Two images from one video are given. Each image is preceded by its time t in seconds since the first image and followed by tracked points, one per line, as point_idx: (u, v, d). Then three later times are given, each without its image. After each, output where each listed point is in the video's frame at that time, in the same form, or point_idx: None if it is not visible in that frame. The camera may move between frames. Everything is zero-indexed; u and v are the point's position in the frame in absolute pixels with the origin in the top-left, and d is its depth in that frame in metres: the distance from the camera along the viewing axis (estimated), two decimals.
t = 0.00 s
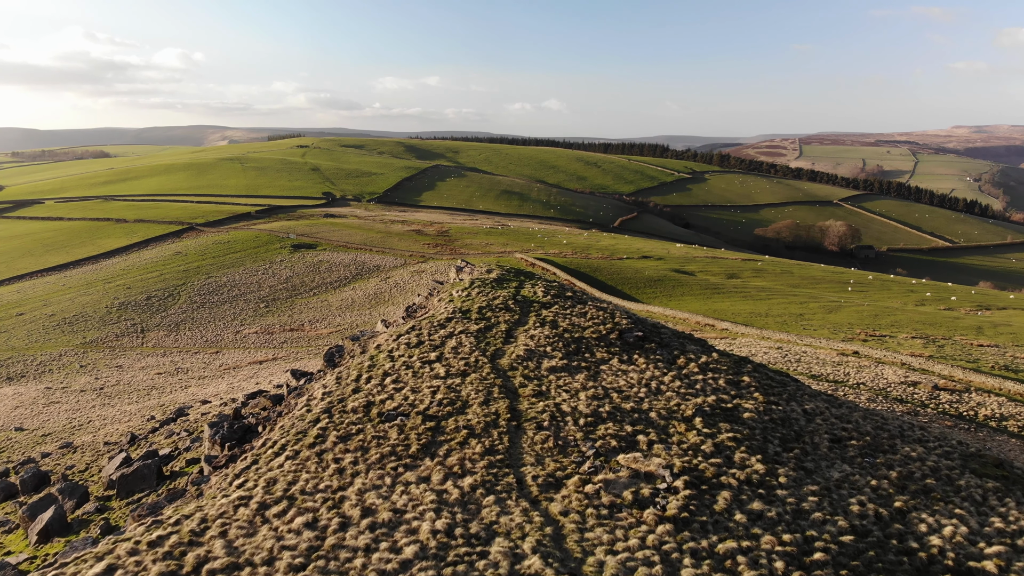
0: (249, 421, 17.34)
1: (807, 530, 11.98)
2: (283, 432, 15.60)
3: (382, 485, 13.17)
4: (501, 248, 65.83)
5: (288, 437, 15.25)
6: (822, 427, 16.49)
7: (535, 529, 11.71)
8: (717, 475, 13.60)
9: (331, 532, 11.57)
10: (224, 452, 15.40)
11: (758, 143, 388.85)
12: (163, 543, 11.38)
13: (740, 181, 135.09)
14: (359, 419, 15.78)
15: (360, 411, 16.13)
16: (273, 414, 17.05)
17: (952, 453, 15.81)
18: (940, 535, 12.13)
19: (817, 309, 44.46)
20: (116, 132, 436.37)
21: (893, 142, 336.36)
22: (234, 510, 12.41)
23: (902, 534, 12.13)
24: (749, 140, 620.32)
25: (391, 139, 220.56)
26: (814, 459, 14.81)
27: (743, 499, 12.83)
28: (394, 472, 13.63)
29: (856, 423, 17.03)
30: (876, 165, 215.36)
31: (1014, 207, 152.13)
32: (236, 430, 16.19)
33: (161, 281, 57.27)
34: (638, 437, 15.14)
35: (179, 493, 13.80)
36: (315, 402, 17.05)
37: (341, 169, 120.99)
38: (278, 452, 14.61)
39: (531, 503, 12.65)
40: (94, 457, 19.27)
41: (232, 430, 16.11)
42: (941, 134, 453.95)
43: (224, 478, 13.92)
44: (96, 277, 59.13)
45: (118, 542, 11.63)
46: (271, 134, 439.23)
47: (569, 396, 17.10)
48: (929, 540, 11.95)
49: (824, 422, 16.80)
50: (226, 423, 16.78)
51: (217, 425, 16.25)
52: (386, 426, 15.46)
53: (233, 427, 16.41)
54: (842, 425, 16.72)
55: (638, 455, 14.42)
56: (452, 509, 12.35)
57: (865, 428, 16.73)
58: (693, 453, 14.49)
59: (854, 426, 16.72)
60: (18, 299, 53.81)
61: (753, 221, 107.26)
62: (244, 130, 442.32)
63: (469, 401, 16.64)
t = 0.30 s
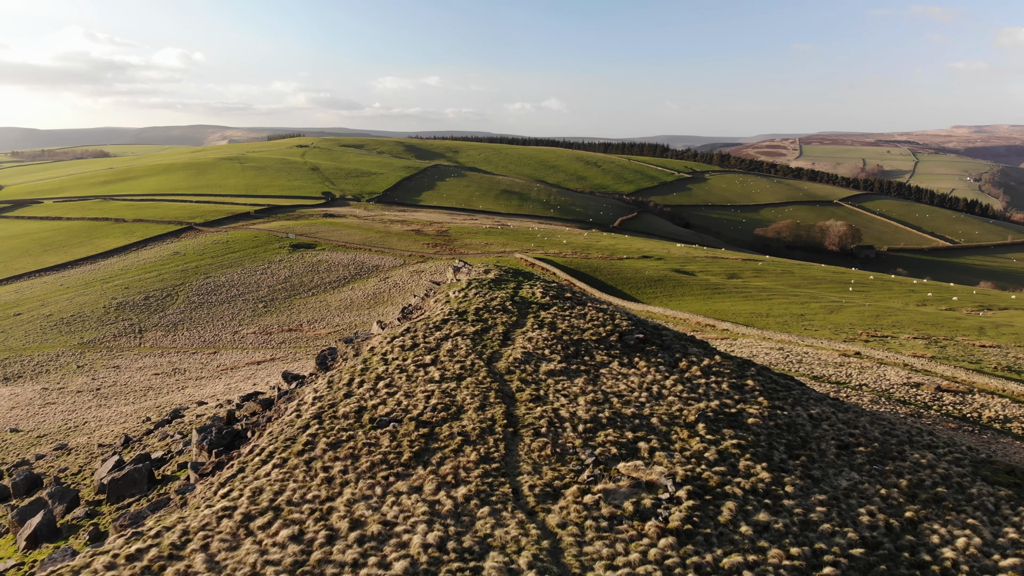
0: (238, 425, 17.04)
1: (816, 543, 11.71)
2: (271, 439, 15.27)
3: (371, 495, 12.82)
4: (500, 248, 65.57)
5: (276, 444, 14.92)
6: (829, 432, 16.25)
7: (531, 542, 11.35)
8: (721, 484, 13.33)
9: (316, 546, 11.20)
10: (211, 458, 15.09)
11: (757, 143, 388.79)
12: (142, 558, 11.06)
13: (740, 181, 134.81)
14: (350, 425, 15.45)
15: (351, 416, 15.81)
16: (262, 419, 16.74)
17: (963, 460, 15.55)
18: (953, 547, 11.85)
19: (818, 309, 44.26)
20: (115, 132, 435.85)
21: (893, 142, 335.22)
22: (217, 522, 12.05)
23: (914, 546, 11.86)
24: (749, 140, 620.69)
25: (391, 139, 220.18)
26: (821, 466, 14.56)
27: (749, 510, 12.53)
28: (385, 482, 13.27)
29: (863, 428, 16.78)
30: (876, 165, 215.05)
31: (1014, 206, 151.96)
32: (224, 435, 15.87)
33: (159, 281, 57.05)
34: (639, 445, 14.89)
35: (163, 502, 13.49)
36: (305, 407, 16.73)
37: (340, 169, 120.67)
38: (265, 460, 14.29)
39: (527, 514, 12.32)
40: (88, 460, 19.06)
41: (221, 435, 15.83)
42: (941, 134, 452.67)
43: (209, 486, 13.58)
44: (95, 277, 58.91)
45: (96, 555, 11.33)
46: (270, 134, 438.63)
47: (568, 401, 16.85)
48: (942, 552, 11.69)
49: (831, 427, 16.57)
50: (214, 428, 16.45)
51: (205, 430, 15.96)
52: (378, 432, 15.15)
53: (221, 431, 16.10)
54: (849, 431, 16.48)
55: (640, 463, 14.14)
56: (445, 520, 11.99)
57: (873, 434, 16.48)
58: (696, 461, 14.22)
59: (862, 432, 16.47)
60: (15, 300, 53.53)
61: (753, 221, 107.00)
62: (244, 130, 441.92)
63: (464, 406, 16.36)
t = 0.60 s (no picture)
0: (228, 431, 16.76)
1: (827, 556, 11.43)
2: (259, 445, 14.96)
3: (362, 506, 12.48)
4: (500, 248, 65.27)
5: (265, 450, 14.60)
6: (837, 438, 16.00)
7: (528, 556, 11.02)
8: (727, 494, 13.04)
9: (303, 561, 10.86)
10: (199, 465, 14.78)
11: (757, 143, 388.36)
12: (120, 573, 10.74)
13: (740, 181, 134.51)
14: (342, 431, 15.15)
15: (343, 422, 15.51)
16: (252, 424, 16.43)
17: (974, 466, 15.31)
18: (969, 560, 11.58)
19: (819, 309, 44.00)
20: (115, 132, 435.46)
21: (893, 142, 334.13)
22: (200, 535, 11.72)
23: (928, 559, 11.59)
24: (749, 139, 620.23)
25: (392, 139, 219.74)
26: (830, 474, 14.31)
27: (756, 521, 12.25)
28: (376, 492, 12.93)
29: (872, 434, 16.54)
30: (877, 165, 214.68)
31: (1014, 206, 151.63)
32: (212, 441, 15.56)
33: (157, 281, 56.81)
34: (641, 452, 14.58)
35: (147, 511, 13.20)
36: (296, 411, 16.43)
37: (340, 168, 120.37)
38: (252, 468, 13.97)
39: (526, 527, 11.99)
40: (82, 462, 18.84)
41: (209, 440, 15.52)
42: (941, 134, 452.22)
43: (193, 495, 13.24)
44: (93, 277, 58.67)
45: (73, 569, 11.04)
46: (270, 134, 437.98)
47: (567, 406, 16.57)
48: (957, 565, 11.42)
49: (840, 433, 16.32)
50: (202, 433, 16.15)
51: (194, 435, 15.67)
52: (370, 439, 14.84)
53: (210, 437, 15.80)
54: (858, 436, 16.25)
55: (641, 471, 13.85)
56: (438, 533, 11.66)
57: (882, 439, 16.23)
58: (700, 469, 13.95)
59: (871, 437, 16.23)
60: (13, 300, 53.29)
61: (753, 221, 106.73)
62: (243, 129, 441.44)
63: (459, 410, 16.09)
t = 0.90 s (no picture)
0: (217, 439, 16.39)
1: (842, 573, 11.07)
2: (247, 455, 14.56)
3: (352, 520, 12.03)
4: (500, 248, 65.05)
5: (252, 461, 14.20)
6: (848, 447, 15.76)
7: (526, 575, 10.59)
8: (736, 507, 12.67)
9: None
10: (185, 475, 14.38)
11: (757, 143, 388.08)
12: None
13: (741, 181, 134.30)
14: (334, 441, 14.76)
15: (335, 431, 15.14)
16: (241, 432, 16.05)
17: (989, 475, 15.02)
18: None
19: (821, 310, 43.76)
20: (115, 132, 435.30)
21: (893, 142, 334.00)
22: (181, 551, 11.28)
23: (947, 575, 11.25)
24: (749, 140, 620.60)
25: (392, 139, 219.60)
26: (842, 486, 14.01)
27: (767, 537, 11.86)
28: (368, 505, 12.49)
29: (884, 442, 16.26)
30: (876, 165, 214.55)
31: (1014, 206, 151.52)
32: (200, 450, 15.18)
33: (156, 281, 56.54)
34: (646, 462, 14.19)
35: (129, 524, 12.86)
36: (286, 420, 16.06)
37: (339, 168, 120.16)
38: (240, 479, 13.55)
39: (525, 543, 11.55)
40: (76, 465, 18.60)
41: (197, 449, 15.16)
42: (941, 135, 451.79)
43: (177, 508, 12.83)
44: (91, 278, 58.38)
45: None
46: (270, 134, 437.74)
47: (568, 413, 16.23)
48: None
49: (851, 441, 16.07)
50: (190, 441, 15.77)
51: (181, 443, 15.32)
52: (362, 448, 14.46)
53: (198, 445, 15.41)
54: (868, 445, 16.00)
55: (646, 482, 13.46)
56: (433, 550, 11.19)
57: (894, 448, 15.96)
58: (708, 481, 13.62)
59: (882, 446, 15.94)
60: (11, 300, 53.01)
61: (754, 221, 106.52)
62: (244, 130, 441.46)
63: (455, 418, 15.77)
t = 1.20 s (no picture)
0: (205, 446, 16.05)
1: None
2: (234, 465, 14.22)
3: (342, 537, 11.64)
4: (500, 248, 64.76)
5: (239, 471, 13.84)
6: (860, 455, 15.44)
7: None
8: (746, 521, 12.28)
9: None
10: (171, 486, 14.04)
11: (757, 142, 388.09)
12: None
13: (741, 181, 134.02)
14: (324, 451, 14.40)
15: (326, 440, 14.79)
16: (229, 439, 15.73)
17: (1007, 485, 14.68)
18: None
19: (822, 310, 43.47)
20: (115, 132, 434.88)
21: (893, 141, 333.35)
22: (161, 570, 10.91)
23: None
24: (749, 140, 620.38)
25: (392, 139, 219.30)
26: (855, 497, 13.67)
27: (778, 553, 11.47)
28: (358, 520, 12.12)
29: (897, 450, 15.95)
30: (877, 165, 214.02)
31: (1015, 206, 151.28)
32: (187, 458, 14.86)
33: (154, 281, 56.28)
34: (650, 473, 13.83)
35: (111, 537, 12.56)
36: (276, 427, 15.71)
37: (339, 168, 119.86)
38: (225, 490, 13.19)
39: (522, 560, 11.15)
40: (69, 469, 18.40)
41: (184, 458, 14.85)
42: (943, 134, 450.72)
43: (160, 522, 12.48)
44: (89, 278, 58.09)
45: None
46: (270, 134, 437.26)
47: (569, 421, 15.90)
48: None
49: (863, 449, 15.75)
50: (178, 448, 15.45)
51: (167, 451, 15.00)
52: (354, 458, 14.11)
53: (185, 453, 15.08)
54: (881, 453, 15.68)
55: (650, 495, 13.07)
56: (425, 569, 10.81)
57: (908, 457, 15.63)
58: (716, 493, 13.22)
59: (896, 454, 15.63)
60: (8, 300, 52.78)
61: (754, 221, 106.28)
62: (244, 130, 441.29)
63: (451, 426, 15.47)
